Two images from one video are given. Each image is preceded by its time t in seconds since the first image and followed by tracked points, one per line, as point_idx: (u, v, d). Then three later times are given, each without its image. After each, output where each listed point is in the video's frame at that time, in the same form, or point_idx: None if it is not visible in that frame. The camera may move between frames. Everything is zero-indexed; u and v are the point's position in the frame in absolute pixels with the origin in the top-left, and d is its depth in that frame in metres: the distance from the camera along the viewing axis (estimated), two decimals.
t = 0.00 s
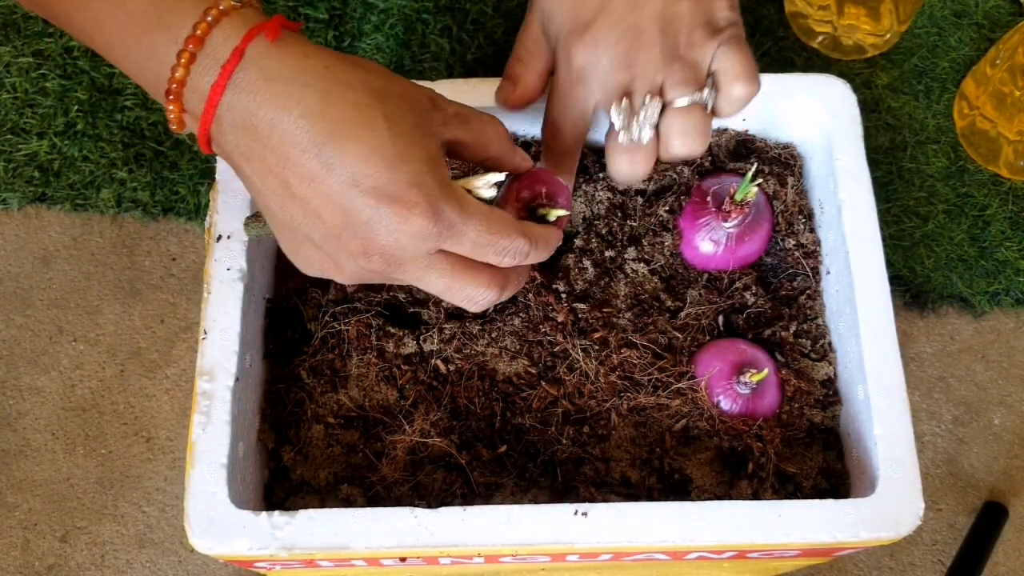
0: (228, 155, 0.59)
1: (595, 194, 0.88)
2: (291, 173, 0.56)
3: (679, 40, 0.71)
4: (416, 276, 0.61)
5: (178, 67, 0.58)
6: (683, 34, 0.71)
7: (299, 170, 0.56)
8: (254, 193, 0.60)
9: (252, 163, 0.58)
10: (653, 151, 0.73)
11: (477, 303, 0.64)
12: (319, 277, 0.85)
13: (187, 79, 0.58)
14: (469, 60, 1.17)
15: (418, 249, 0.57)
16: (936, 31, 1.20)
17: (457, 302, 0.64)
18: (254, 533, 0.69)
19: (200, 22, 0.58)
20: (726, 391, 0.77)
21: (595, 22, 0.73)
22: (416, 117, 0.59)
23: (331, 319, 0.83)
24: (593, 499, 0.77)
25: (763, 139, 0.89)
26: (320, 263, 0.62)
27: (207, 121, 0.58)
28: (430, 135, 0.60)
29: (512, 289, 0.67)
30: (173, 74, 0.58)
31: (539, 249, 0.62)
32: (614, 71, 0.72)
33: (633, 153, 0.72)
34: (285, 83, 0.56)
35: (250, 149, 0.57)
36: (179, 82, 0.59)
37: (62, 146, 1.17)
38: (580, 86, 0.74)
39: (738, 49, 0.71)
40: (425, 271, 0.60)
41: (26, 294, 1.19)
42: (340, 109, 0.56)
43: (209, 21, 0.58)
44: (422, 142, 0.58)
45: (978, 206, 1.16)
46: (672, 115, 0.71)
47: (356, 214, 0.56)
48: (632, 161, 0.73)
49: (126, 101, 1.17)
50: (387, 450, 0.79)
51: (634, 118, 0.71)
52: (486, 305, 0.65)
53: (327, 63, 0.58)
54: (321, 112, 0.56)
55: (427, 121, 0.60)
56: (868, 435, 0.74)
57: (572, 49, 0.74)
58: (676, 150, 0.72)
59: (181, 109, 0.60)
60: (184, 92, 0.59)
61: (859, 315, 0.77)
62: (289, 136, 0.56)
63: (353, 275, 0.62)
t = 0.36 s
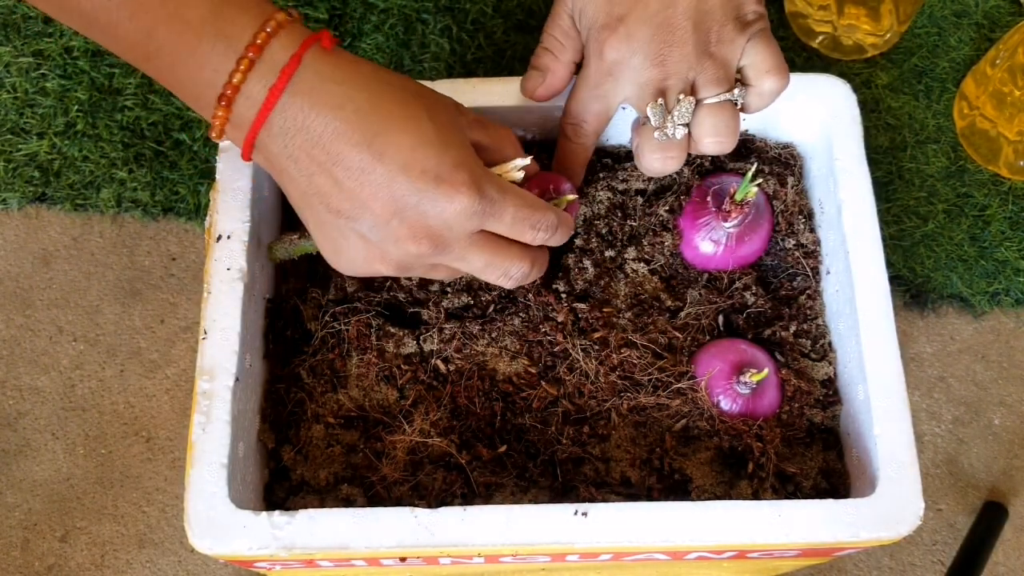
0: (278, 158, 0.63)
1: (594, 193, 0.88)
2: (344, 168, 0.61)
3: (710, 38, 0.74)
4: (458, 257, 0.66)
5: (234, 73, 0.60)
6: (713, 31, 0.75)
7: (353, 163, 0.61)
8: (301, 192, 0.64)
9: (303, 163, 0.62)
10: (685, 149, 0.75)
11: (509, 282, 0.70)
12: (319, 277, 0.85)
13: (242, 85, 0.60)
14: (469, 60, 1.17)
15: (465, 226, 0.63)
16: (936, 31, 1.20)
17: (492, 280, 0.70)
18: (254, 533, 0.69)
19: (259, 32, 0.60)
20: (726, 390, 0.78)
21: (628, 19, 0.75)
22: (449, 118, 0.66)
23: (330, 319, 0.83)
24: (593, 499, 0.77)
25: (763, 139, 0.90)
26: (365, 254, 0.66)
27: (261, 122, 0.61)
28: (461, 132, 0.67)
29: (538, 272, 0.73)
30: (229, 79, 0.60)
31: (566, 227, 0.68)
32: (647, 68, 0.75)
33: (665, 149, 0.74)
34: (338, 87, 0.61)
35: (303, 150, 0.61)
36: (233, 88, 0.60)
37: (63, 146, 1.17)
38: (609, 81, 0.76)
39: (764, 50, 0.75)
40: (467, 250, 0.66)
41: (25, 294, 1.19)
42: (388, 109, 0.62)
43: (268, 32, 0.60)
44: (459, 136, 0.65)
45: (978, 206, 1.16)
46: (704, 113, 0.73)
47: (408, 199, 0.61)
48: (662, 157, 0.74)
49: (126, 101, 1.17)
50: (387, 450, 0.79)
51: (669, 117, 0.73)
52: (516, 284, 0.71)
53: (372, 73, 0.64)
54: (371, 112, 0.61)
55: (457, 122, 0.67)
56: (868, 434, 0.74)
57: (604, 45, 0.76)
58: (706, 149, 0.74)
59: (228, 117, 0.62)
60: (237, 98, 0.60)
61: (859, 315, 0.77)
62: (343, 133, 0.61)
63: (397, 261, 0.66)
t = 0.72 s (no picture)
0: (295, 161, 0.63)
1: (594, 194, 0.88)
2: (361, 164, 0.63)
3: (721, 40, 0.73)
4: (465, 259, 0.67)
5: (260, 79, 0.61)
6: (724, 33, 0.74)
7: (371, 160, 0.63)
8: (314, 194, 0.65)
9: (319, 162, 0.63)
10: (690, 149, 0.75)
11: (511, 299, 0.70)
12: (320, 277, 0.85)
13: (266, 91, 0.61)
14: (469, 60, 1.17)
15: (475, 221, 0.66)
16: (936, 31, 1.20)
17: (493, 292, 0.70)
18: (254, 533, 0.69)
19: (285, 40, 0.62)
20: (726, 390, 0.78)
21: (642, 15, 0.74)
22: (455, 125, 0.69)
23: (331, 319, 0.83)
24: (593, 500, 0.77)
25: (764, 140, 0.90)
26: (372, 256, 0.67)
27: (283, 124, 0.62)
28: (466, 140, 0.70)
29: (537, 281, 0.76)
30: (254, 84, 0.61)
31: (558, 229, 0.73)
32: (659, 65, 0.73)
33: (672, 148, 0.74)
34: (357, 90, 0.63)
35: (321, 150, 0.63)
36: (258, 93, 0.61)
37: (63, 146, 1.17)
38: (620, 76, 0.74)
39: (772, 54, 0.75)
40: (475, 252, 0.67)
41: (25, 294, 1.19)
42: (405, 109, 0.64)
43: (293, 41, 0.62)
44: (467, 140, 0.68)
45: (978, 206, 1.16)
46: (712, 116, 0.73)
47: (423, 194, 0.63)
48: (669, 155, 0.75)
49: (126, 101, 1.17)
50: (387, 450, 0.79)
51: (678, 116, 0.73)
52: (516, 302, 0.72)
53: (387, 79, 0.66)
54: (389, 111, 0.63)
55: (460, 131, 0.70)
56: (868, 435, 0.74)
57: (616, 40, 0.74)
58: (711, 150, 0.74)
59: (248, 122, 0.62)
60: (261, 103, 0.61)
61: (860, 316, 0.77)
62: (362, 132, 0.62)
63: (405, 264, 0.67)
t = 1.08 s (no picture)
0: (265, 117, 0.60)
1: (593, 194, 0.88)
2: (338, 134, 0.59)
3: (719, 50, 0.73)
4: (417, 263, 0.63)
5: (232, 28, 0.58)
6: (723, 42, 0.73)
7: (347, 133, 0.59)
8: (279, 158, 0.61)
9: (291, 124, 0.59)
10: (705, 166, 0.78)
11: (450, 310, 0.68)
12: (320, 276, 0.85)
13: (237, 40, 0.58)
14: (469, 61, 1.17)
15: (438, 224, 0.63)
16: (936, 31, 1.20)
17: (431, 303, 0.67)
18: (254, 533, 0.69)
19: None
20: (726, 390, 0.78)
21: (635, 43, 0.75)
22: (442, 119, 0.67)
23: (331, 319, 0.83)
24: (593, 500, 0.77)
25: (764, 140, 0.90)
26: (324, 233, 0.62)
27: (255, 79, 0.59)
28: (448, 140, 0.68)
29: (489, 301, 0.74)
30: (226, 34, 0.58)
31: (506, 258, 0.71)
32: (662, 86, 0.73)
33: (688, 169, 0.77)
34: (339, 54, 0.60)
35: (296, 110, 0.59)
36: (229, 43, 0.58)
37: (63, 146, 1.18)
38: (629, 104, 0.75)
39: (775, 54, 0.74)
40: (427, 258, 0.63)
41: (25, 294, 1.19)
42: (393, 89, 0.61)
43: None
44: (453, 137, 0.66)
45: (978, 206, 1.16)
46: (720, 134, 0.75)
47: (395, 183, 0.60)
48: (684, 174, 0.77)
49: (126, 101, 1.18)
50: (387, 450, 0.79)
51: (687, 142, 0.75)
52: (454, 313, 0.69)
53: (376, 51, 0.63)
54: (372, 85, 0.60)
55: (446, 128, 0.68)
56: (868, 435, 0.74)
57: (613, 72, 0.75)
58: (721, 163, 0.78)
59: (219, 76, 0.59)
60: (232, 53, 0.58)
61: (860, 316, 0.77)
62: (340, 101, 0.59)
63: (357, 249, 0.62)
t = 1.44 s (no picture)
0: (285, 146, 0.63)
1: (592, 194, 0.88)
2: (354, 163, 0.62)
3: (722, 69, 0.74)
4: (432, 293, 0.65)
5: (258, 59, 0.61)
6: (725, 61, 0.75)
7: (363, 164, 0.63)
8: (301, 185, 0.65)
9: (311, 154, 0.63)
10: (710, 185, 0.77)
11: (469, 345, 0.68)
12: (320, 276, 0.85)
13: (263, 72, 0.61)
14: (469, 60, 1.17)
15: (452, 255, 0.65)
16: (936, 31, 1.20)
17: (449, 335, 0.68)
18: (254, 533, 0.69)
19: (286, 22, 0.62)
20: (726, 390, 0.78)
21: (636, 59, 0.75)
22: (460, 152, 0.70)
23: (331, 319, 0.83)
24: (593, 500, 0.77)
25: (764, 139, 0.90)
26: (341, 261, 0.65)
27: (277, 109, 0.62)
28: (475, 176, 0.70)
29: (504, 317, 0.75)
30: (252, 65, 0.61)
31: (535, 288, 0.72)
32: (665, 104, 0.74)
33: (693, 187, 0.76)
34: (357, 83, 0.63)
35: (315, 139, 0.62)
36: (255, 75, 0.61)
37: (63, 146, 1.18)
38: (630, 121, 0.76)
39: (777, 69, 0.75)
40: (441, 288, 0.65)
41: (25, 294, 1.19)
42: (408, 117, 0.64)
43: (295, 23, 0.62)
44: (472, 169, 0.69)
45: (978, 206, 1.16)
46: (726, 151, 0.75)
47: (407, 212, 0.63)
48: (688, 193, 0.76)
49: (126, 101, 1.18)
50: (387, 450, 0.79)
51: (694, 156, 0.74)
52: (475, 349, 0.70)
53: (395, 79, 0.66)
54: (391, 118, 0.64)
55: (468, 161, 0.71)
56: (868, 435, 0.74)
57: (615, 87, 0.76)
58: (726, 182, 0.77)
59: (243, 104, 0.62)
60: (256, 85, 0.62)
61: (859, 316, 0.77)
62: (358, 132, 0.63)
63: (372, 277, 0.65)
